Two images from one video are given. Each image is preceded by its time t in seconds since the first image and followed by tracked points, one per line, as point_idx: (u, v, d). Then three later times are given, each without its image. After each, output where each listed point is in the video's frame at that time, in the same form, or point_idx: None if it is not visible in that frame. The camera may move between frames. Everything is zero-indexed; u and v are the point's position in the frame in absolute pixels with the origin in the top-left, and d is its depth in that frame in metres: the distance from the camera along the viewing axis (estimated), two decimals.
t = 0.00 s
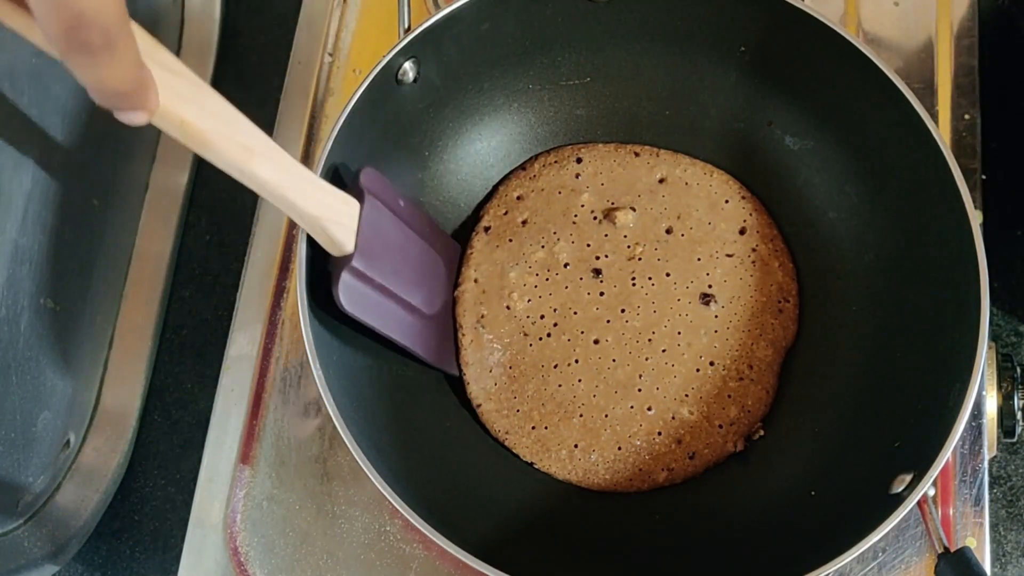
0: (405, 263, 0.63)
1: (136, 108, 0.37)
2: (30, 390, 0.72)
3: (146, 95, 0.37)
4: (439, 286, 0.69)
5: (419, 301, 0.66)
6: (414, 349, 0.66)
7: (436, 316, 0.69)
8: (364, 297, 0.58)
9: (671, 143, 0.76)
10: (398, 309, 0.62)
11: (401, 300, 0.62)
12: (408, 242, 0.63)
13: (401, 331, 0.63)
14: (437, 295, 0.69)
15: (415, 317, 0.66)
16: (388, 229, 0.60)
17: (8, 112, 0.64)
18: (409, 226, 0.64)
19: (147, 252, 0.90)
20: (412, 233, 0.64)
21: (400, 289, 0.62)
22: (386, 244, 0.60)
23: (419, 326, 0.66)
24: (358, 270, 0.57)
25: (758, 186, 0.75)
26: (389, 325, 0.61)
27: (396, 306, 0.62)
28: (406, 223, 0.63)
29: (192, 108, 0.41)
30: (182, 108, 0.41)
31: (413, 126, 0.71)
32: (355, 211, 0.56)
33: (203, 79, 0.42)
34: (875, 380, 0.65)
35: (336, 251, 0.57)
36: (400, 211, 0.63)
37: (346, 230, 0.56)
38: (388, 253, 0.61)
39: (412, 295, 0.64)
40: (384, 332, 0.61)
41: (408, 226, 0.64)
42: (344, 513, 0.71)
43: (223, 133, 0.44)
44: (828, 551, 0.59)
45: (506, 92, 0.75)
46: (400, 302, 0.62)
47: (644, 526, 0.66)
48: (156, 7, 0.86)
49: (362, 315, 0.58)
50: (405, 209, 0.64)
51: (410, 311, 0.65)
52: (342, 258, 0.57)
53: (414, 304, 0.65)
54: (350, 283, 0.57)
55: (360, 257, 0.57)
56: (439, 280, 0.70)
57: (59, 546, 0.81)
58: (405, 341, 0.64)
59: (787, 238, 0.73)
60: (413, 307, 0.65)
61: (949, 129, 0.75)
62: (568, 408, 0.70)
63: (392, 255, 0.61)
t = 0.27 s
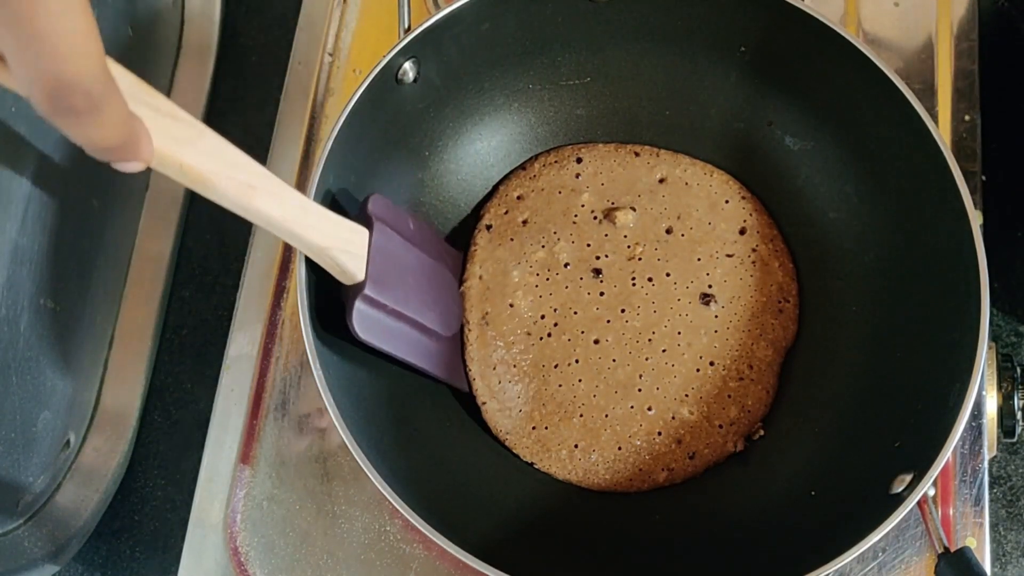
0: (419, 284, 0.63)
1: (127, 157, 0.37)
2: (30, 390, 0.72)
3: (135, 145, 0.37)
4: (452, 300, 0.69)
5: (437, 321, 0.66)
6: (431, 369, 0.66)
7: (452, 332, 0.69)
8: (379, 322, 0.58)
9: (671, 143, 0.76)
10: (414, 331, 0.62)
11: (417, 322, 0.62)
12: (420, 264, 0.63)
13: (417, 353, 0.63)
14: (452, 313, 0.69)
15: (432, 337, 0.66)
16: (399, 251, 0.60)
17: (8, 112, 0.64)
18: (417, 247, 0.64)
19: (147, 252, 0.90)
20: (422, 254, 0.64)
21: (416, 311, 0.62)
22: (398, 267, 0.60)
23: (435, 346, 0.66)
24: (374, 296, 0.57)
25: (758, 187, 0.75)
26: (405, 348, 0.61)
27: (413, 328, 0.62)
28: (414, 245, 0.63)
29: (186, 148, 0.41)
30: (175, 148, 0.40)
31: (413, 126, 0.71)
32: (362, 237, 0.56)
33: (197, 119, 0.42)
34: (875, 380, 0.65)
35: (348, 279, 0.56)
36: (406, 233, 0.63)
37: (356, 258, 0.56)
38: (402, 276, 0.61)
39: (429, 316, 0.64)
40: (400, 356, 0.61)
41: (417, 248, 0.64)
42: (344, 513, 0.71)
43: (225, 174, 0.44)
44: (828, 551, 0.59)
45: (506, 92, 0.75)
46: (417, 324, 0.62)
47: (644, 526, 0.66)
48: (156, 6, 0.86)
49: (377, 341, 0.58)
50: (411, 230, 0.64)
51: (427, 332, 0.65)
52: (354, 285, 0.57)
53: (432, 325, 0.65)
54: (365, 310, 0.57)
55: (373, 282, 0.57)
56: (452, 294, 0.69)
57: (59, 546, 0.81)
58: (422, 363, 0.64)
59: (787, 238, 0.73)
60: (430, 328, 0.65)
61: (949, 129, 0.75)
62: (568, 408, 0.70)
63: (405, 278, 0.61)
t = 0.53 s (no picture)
0: (427, 297, 0.64)
1: (120, 187, 0.37)
2: (30, 390, 0.72)
3: (128, 176, 0.37)
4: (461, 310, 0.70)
5: (446, 332, 0.67)
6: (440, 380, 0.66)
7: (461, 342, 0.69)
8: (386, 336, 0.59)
9: (671, 143, 0.76)
10: (421, 344, 0.63)
11: (424, 334, 0.63)
12: (427, 277, 0.64)
13: (425, 365, 0.64)
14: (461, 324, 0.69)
15: (441, 348, 0.66)
16: (406, 265, 0.61)
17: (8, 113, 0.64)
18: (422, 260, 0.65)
19: (146, 252, 0.90)
20: (427, 266, 0.65)
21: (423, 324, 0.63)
22: (405, 281, 0.61)
23: (443, 357, 0.67)
24: (381, 312, 0.58)
25: (758, 186, 0.75)
26: (413, 360, 0.62)
27: (420, 340, 0.63)
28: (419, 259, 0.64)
29: (186, 173, 0.41)
30: (172, 173, 0.41)
31: (413, 126, 0.71)
32: (366, 252, 0.56)
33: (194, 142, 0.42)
34: (875, 380, 0.65)
35: (354, 297, 0.57)
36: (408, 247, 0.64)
37: (361, 274, 0.56)
38: (410, 291, 0.61)
39: (438, 328, 0.65)
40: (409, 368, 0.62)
41: (421, 261, 0.65)
42: (344, 513, 0.71)
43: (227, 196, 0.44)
44: (828, 551, 0.59)
45: (506, 92, 0.75)
46: (424, 337, 0.63)
47: (644, 526, 0.66)
48: (156, 6, 0.86)
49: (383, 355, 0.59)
50: (414, 244, 0.65)
51: (435, 344, 0.65)
52: (361, 301, 0.58)
53: (441, 336, 0.66)
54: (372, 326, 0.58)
55: (380, 299, 0.58)
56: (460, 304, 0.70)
57: (59, 546, 0.81)
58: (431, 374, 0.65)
59: (787, 238, 0.73)
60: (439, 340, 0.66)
61: (949, 129, 0.75)
62: (568, 407, 0.70)
63: (412, 291, 0.62)
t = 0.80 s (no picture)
0: (394, 248, 0.64)
1: (84, 132, 0.40)
2: (30, 390, 0.72)
3: (88, 117, 0.40)
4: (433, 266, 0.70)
5: (415, 285, 0.66)
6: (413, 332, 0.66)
7: (433, 296, 0.69)
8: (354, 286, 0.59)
9: (671, 143, 0.76)
10: (393, 294, 0.63)
11: (394, 284, 0.63)
12: (394, 230, 0.64)
13: (396, 316, 0.64)
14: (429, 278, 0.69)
15: (412, 300, 0.66)
16: (367, 215, 0.61)
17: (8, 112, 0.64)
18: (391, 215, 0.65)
19: (146, 251, 0.90)
20: (398, 222, 0.65)
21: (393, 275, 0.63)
22: (368, 233, 0.61)
23: (417, 312, 0.67)
24: (345, 261, 0.58)
25: (757, 186, 0.75)
26: (383, 310, 0.62)
27: (391, 291, 0.63)
28: (387, 213, 0.64)
29: (144, 118, 0.43)
30: (131, 117, 0.43)
31: (413, 125, 0.71)
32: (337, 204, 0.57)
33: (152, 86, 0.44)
34: (875, 380, 0.65)
35: (318, 249, 0.57)
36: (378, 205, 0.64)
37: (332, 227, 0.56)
38: (373, 241, 0.61)
39: (408, 280, 0.65)
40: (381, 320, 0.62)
41: (390, 214, 0.65)
42: (344, 513, 0.71)
43: (188, 143, 0.45)
44: (828, 551, 0.59)
45: (506, 92, 0.75)
46: (395, 287, 0.63)
47: (644, 526, 0.66)
48: (156, 6, 0.86)
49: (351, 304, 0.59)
50: (382, 201, 0.65)
51: (407, 296, 0.65)
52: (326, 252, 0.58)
53: (410, 288, 0.66)
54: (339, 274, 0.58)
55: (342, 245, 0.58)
56: (432, 259, 0.70)
57: (59, 546, 0.81)
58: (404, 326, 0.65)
59: (787, 238, 0.73)
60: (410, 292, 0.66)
61: (949, 128, 0.75)
62: (568, 407, 0.70)
63: (376, 241, 0.62)
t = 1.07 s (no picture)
0: (417, 185, 0.64)
1: (138, 79, 0.41)
2: (30, 390, 0.72)
3: (142, 63, 0.40)
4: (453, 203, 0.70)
5: (436, 223, 0.67)
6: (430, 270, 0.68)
7: (450, 233, 0.70)
8: (378, 225, 0.60)
9: (671, 143, 0.76)
10: (414, 234, 0.64)
11: (416, 224, 0.64)
12: (417, 165, 0.65)
13: (417, 256, 0.65)
14: (449, 215, 0.70)
15: (432, 238, 0.67)
16: (391, 153, 0.62)
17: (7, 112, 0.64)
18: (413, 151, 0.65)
19: (146, 251, 0.90)
20: (420, 158, 0.65)
21: (415, 214, 0.64)
22: (393, 171, 0.61)
23: (433, 250, 0.68)
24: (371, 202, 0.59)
25: (757, 186, 0.75)
26: (405, 249, 0.63)
27: (412, 230, 0.64)
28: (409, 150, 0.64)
29: (188, 59, 0.44)
30: (177, 58, 0.43)
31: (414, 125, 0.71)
32: (362, 143, 0.58)
33: (194, 27, 0.44)
34: (875, 380, 0.65)
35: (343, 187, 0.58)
36: (401, 141, 0.64)
37: (358, 165, 0.57)
38: (398, 180, 0.62)
39: (429, 219, 0.66)
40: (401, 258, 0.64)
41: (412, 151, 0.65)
42: (344, 513, 0.71)
43: (227, 84, 0.46)
44: (828, 550, 0.59)
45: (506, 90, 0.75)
46: (416, 226, 0.64)
47: (644, 526, 0.66)
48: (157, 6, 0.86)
49: (376, 244, 0.60)
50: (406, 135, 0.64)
51: (427, 234, 0.66)
52: (355, 192, 0.59)
53: (431, 226, 0.67)
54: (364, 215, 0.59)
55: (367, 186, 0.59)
56: (453, 196, 0.70)
57: (59, 546, 0.81)
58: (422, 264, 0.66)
59: (787, 238, 0.73)
60: (429, 231, 0.66)
61: (949, 128, 0.75)
62: (568, 407, 0.70)
63: (401, 179, 0.62)
